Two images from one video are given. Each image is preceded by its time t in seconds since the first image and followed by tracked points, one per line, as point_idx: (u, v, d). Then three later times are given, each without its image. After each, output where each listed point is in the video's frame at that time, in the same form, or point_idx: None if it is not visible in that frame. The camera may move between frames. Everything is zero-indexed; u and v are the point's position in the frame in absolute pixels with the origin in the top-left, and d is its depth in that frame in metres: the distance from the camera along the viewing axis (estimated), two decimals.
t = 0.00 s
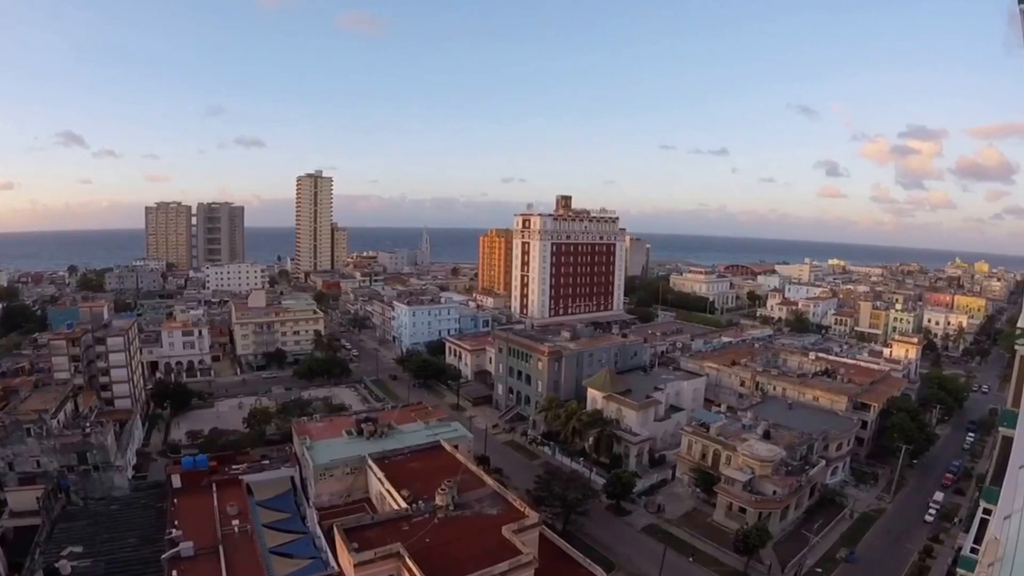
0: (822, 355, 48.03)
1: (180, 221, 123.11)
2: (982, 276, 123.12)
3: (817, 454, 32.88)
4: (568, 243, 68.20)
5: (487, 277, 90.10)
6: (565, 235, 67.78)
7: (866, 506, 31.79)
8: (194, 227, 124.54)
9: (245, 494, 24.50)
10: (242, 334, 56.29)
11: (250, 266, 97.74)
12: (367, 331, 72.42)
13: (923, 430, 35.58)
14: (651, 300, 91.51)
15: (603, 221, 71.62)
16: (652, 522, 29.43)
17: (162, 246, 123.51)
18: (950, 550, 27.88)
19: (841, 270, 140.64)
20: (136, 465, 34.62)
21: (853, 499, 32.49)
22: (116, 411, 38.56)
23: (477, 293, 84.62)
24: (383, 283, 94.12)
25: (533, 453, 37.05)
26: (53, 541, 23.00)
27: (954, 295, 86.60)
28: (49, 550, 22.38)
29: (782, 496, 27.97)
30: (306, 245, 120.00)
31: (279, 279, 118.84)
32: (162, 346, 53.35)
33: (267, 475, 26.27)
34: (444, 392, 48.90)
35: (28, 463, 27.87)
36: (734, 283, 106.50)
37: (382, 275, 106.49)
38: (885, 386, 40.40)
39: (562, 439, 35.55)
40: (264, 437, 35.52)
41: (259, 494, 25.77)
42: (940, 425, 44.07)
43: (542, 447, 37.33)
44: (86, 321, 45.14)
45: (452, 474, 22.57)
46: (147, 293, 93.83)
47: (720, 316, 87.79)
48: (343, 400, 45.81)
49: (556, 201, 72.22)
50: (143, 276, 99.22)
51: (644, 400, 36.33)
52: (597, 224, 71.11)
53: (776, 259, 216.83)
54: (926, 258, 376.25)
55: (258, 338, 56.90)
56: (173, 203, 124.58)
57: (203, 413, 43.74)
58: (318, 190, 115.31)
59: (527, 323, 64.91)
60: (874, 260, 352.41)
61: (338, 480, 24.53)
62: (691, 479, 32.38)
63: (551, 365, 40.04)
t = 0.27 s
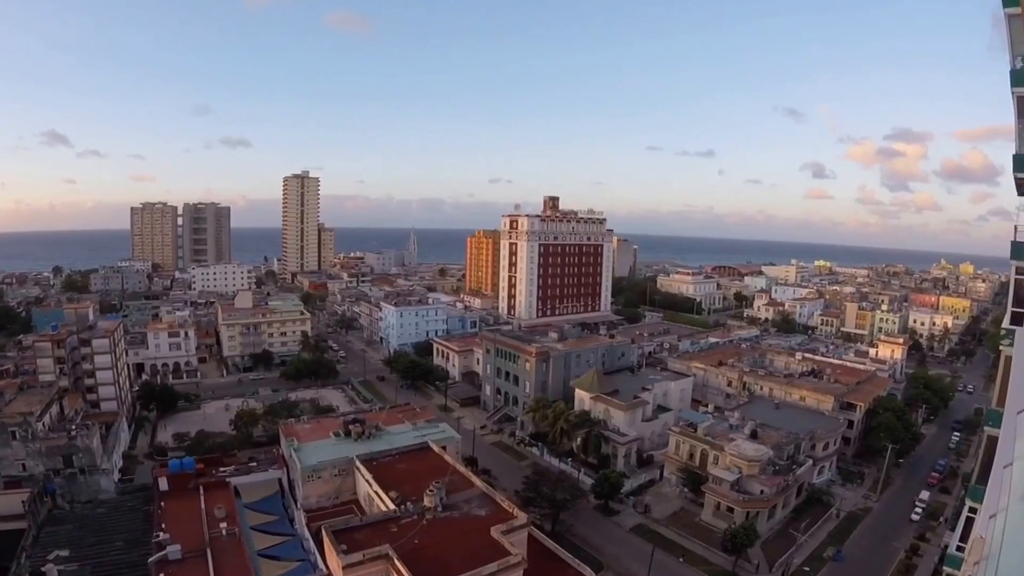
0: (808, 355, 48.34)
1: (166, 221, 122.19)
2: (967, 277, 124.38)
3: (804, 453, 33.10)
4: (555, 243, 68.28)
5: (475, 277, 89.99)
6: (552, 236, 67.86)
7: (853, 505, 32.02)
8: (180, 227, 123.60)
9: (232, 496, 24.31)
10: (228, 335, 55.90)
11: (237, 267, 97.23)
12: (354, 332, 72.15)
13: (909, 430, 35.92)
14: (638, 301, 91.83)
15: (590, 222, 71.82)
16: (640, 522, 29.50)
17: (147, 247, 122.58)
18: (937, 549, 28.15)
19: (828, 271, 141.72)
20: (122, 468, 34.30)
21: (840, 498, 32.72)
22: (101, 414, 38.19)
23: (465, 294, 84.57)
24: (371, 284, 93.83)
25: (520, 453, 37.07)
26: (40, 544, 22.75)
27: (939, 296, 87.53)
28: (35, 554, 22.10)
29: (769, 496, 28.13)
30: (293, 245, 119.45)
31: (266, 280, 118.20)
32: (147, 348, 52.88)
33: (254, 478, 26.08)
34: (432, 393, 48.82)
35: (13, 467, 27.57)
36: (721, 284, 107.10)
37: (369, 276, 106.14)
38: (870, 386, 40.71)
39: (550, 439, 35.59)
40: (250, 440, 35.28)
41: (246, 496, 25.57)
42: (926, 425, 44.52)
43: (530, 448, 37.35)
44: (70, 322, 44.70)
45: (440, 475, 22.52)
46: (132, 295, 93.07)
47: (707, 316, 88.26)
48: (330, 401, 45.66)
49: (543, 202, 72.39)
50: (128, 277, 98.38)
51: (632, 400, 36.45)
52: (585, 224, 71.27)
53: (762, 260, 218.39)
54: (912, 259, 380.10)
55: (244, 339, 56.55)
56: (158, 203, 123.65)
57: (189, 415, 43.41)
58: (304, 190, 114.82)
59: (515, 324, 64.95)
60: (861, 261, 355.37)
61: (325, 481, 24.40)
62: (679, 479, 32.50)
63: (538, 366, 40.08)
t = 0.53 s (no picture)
0: (799, 357, 48.57)
1: (157, 222, 121.59)
2: (956, 279, 125.18)
3: (795, 454, 33.25)
4: (547, 245, 68.38)
5: (466, 279, 89.98)
6: (544, 237, 67.95)
7: (843, 505, 32.18)
8: (170, 228, 122.88)
9: (224, 498, 24.19)
10: (219, 337, 55.65)
11: (227, 268, 96.78)
12: (345, 334, 71.98)
13: (899, 431, 36.13)
14: (629, 302, 92.03)
15: (582, 223, 71.97)
16: (632, 523, 29.55)
17: (137, 248, 121.87)
18: (927, 549, 28.32)
19: (818, 273, 142.44)
20: (112, 470, 34.07)
21: (830, 498, 32.88)
22: (92, 415, 37.93)
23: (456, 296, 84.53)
24: (362, 285, 93.67)
25: (512, 455, 37.06)
26: (30, 547, 22.57)
27: (929, 298, 88.21)
28: (25, 557, 21.92)
29: (760, 496, 28.24)
30: (284, 246, 118.99)
31: (257, 281, 117.78)
32: (138, 349, 52.58)
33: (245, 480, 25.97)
34: (424, 394, 48.76)
35: (3, 469, 27.23)
36: (712, 286, 107.45)
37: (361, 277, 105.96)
38: (860, 387, 40.95)
39: (542, 440, 35.61)
40: (241, 442, 35.12)
41: (238, 499, 25.46)
42: (916, 425, 44.81)
43: (521, 449, 37.34)
44: (60, 324, 44.39)
45: (431, 477, 22.50)
46: (122, 296, 92.54)
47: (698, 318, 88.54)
48: (321, 403, 45.52)
49: (535, 203, 72.44)
50: (119, 278, 97.77)
51: (623, 401, 36.53)
52: (576, 226, 71.41)
53: (754, 261, 219.27)
54: (903, 261, 382.54)
55: (235, 340, 56.31)
56: (149, 203, 123.02)
57: (180, 417, 43.19)
58: (296, 191, 114.53)
59: (507, 325, 64.99)
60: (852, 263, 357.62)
61: (317, 483, 24.32)
62: (671, 480, 32.56)
63: (530, 367, 40.11)
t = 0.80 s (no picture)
0: (793, 358, 48.66)
1: (152, 223, 121.33)
2: (952, 280, 125.53)
3: (790, 455, 33.33)
4: (542, 246, 68.40)
5: (462, 280, 89.93)
6: (539, 238, 67.97)
7: (838, 506, 32.25)
8: (165, 229, 122.58)
9: (219, 499, 24.14)
10: (214, 338, 55.54)
11: (222, 269, 96.57)
12: (341, 335, 71.89)
13: (894, 431, 36.27)
14: (625, 303, 92.08)
15: (577, 225, 72.02)
16: (627, 524, 29.58)
17: (132, 249, 121.61)
18: (921, 549, 28.45)
19: (813, 274, 142.67)
20: (107, 471, 33.97)
21: (825, 499, 32.96)
22: (86, 417, 37.80)
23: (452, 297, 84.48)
24: (358, 285, 93.58)
25: (507, 456, 37.06)
26: (24, 548, 22.49)
27: (924, 299, 88.44)
28: (19, 558, 21.84)
29: (755, 497, 28.29)
30: (279, 247, 118.77)
31: (253, 282, 117.57)
32: (132, 350, 52.44)
33: (240, 480, 25.92)
34: (419, 395, 48.73)
35: None
36: (707, 287, 107.58)
37: (357, 278, 105.87)
38: (855, 388, 41.03)
39: (537, 441, 35.63)
40: (236, 443, 35.04)
41: (232, 500, 25.40)
42: (911, 426, 44.97)
43: (516, 450, 37.36)
44: (54, 325, 44.27)
45: (426, 478, 22.49)
46: (117, 297, 92.34)
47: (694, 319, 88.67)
48: (316, 404, 45.45)
49: (530, 205, 72.45)
50: (114, 279, 97.52)
51: (619, 403, 36.56)
52: (572, 227, 71.45)
53: (750, 263, 219.64)
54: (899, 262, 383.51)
55: (230, 341, 56.20)
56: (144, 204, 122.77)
57: (175, 418, 43.09)
58: (291, 192, 114.39)
59: (503, 326, 65.00)
60: (848, 264, 358.54)
61: (312, 484, 24.29)
62: (666, 481, 32.60)
63: (525, 368, 40.12)
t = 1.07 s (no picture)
0: (790, 359, 48.72)
1: (149, 223, 121.16)
2: (949, 281, 125.58)
3: (787, 455, 33.37)
4: (539, 247, 68.40)
5: (459, 280, 89.89)
6: (536, 239, 67.97)
7: (835, 506, 32.30)
8: (162, 229, 122.40)
9: (216, 500, 24.09)
10: (211, 338, 55.46)
11: (219, 269, 96.42)
12: (338, 335, 71.83)
13: (891, 432, 36.33)
14: (622, 304, 92.12)
15: (574, 225, 72.02)
16: (624, 524, 29.59)
17: (129, 249, 121.41)
18: (918, 549, 28.50)
19: (810, 275, 142.93)
20: (103, 472, 33.88)
21: (822, 499, 33.00)
22: (84, 418, 37.68)
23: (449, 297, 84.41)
24: (355, 286, 93.51)
25: (504, 456, 37.04)
26: (21, 550, 22.42)
27: (920, 300, 88.62)
28: (17, 559, 21.78)
29: (752, 498, 28.31)
30: (276, 248, 118.63)
31: (250, 283, 117.40)
32: (129, 351, 52.33)
33: (237, 481, 25.86)
34: (416, 396, 48.69)
35: None
36: (704, 288, 107.66)
37: (354, 278, 105.83)
38: (852, 389, 41.07)
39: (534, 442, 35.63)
40: (233, 444, 34.96)
41: (229, 500, 25.34)
42: (907, 427, 45.04)
43: (513, 451, 37.35)
44: (51, 326, 44.19)
45: (423, 479, 22.47)
46: (114, 297, 92.16)
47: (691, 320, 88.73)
48: (313, 404, 45.41)
49: (527, 205, 72.45)
50: (111, 279, 97.32)
51: (616, 403, 36.56)
52: (568, 228, 71.46)
53: (747, 263, 219.93)
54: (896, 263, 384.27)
55: (227, 342, 56.10)
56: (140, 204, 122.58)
57: (171, 419, 43.02)
58: (288, 193, 114.24)
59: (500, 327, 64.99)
60: (845, 265, 359.22)
61: (309, 485, 24.25)
62: (663, 481, 32.61)
63: (522, 369, 40.12)
